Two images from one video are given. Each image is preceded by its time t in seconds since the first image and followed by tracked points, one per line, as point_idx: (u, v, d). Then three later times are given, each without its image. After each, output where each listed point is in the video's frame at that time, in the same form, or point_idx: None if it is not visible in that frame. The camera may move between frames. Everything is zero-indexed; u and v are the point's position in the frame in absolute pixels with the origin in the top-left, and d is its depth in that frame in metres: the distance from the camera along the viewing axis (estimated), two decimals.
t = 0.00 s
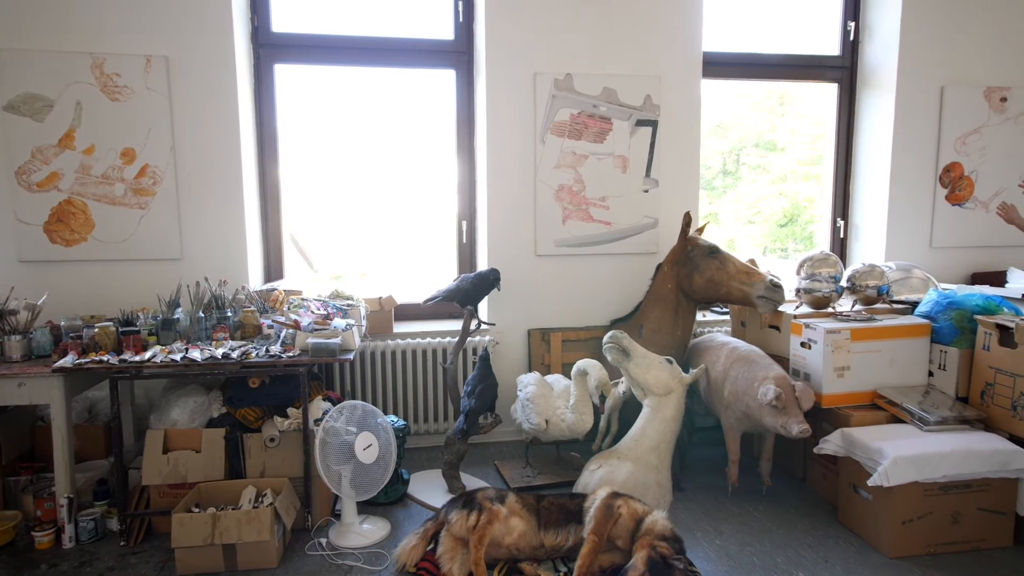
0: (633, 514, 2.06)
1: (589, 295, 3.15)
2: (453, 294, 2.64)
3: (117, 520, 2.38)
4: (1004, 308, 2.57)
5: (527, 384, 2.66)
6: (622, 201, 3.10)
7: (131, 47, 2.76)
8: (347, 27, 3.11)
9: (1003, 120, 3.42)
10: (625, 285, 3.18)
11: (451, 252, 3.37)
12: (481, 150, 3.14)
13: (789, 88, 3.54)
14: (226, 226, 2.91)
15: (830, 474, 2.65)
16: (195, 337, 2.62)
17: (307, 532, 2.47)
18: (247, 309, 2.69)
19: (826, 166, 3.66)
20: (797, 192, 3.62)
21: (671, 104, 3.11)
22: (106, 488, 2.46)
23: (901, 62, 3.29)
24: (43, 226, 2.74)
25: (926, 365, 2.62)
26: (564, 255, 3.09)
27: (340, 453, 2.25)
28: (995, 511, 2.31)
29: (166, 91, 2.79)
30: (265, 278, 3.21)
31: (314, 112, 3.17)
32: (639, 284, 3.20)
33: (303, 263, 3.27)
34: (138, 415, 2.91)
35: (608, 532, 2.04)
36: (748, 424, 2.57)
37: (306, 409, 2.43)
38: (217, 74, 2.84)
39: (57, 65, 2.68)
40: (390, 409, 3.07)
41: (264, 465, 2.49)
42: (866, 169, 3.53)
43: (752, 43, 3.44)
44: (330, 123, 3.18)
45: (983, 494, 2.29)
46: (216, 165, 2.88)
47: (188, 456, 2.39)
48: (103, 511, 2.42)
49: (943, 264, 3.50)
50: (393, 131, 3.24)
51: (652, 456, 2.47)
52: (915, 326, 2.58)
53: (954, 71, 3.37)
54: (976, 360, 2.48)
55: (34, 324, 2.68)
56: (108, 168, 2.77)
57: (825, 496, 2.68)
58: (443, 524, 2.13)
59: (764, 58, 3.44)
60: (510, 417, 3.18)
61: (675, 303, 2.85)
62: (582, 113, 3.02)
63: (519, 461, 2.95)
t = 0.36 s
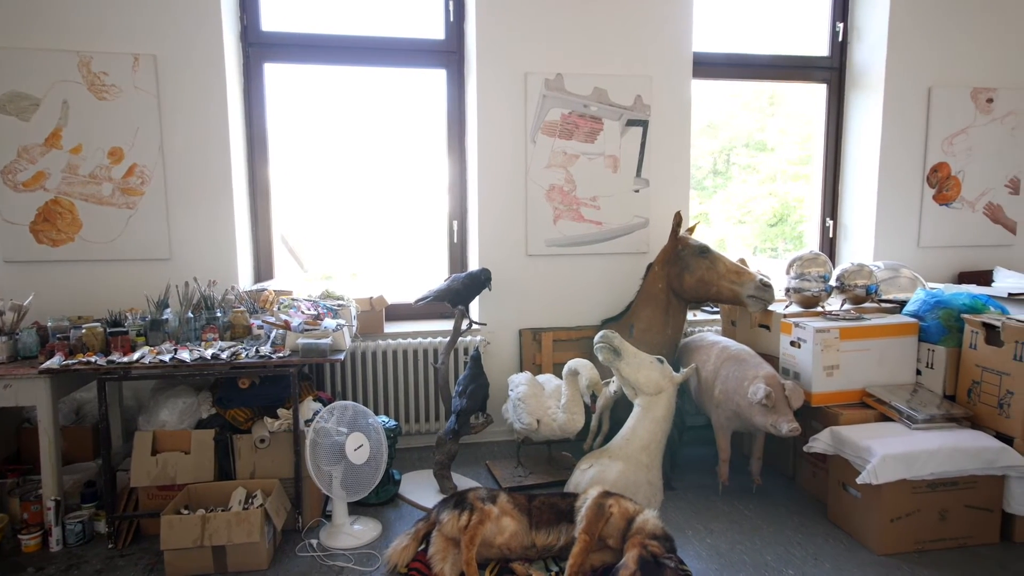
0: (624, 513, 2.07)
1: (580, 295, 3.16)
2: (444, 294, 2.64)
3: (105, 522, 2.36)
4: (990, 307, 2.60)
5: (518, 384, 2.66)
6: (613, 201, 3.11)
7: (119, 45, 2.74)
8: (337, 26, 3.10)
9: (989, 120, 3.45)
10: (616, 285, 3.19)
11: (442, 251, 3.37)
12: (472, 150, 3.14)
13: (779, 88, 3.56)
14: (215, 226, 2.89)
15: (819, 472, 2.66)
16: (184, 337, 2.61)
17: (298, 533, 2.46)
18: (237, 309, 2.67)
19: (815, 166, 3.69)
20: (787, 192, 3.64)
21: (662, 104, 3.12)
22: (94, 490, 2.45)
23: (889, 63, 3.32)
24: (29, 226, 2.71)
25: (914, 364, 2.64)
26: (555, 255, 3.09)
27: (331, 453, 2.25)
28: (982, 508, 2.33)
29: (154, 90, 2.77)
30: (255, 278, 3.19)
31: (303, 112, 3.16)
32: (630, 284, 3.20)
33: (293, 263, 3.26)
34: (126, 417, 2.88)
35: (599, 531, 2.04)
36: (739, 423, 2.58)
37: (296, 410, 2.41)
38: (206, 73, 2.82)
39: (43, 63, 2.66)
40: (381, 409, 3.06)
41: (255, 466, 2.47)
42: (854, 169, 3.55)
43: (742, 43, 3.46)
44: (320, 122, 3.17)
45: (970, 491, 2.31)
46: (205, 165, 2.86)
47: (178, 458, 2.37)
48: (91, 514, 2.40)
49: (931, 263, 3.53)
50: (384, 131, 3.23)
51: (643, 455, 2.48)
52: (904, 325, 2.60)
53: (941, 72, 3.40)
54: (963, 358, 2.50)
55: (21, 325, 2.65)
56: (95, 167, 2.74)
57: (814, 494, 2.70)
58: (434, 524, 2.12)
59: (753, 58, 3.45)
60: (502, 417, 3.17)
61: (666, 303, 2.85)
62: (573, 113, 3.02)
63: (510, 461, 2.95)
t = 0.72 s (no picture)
0: (616, 512, 2.07)
1: (571, 295, 3.16)
2: (435, 294, 2.63)
3: (93, 525, 2.34)
4: (976, 306, 2.63)
5: (509, 384, 2.66)
6: (604, 201, 3.11)
7: (106, 44, 2.71)
8: (326, 25, 3.09)
9: (976, 121, 3.48)
10: (607, 285, 3.19)
11: (433, 251, 3.36)
12: (463, 150, 3.13)
13: (768, 89, 3.58)
14: (205, 225, 2.88)
15: (809, 471, 2.68)
16: (173, 338, 2.59)
17: (288, 534, 2.45)
18: (226, 310, 2.65)
19: (805, 166, 3.71)
20: (777, 192, 3.66)
21: (652, 105, 3.13)
22: (81, 493, 2.42)
23: (877, 64, 3.34)
24: (15, 226, 2.68)
25: (902, 363, 2.66)
26: (545, 254, 3.10)
27: (321, 454, 2.24)
28: (969, 505, 2.35)
29: (142, 90, 2.75)
30: (245, 278, 3.17)
31: (293, 111, 3.14)
32: (621, 284, 3.21)
33: (283, 263, 3.25)
34: (114, 418, 2.86)
35: (591, 530, 2.04)
36: (729, 422, 2.59)
37: (287, 411, 2.40)
38: (194, 73, 2.80)
39: (29, 61, 2.63)
40: (371, 409, 3.05)
41: (244, 467, 2.45)
42: (843, 169, 3.58)
43: (732, 44, 3.47)
44: (310, 122, 3.16)
45: (958, 488, 2.33)
46: (194, 164, 2.84)
47: (166, 459, 2.35)
48: (79, 517, 2.38)
49: (919, 263, 3.56)
50: (375, 131, 3.22)
51: (634, 455, 2.48)
52: (892, 324, 2.62)
53: (928, 74, 3.43)
54: (950, 357, 2.53)
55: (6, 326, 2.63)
56: (82, 167, 2.72)
57: (804, 492, 2.72)
58: (426, 524, 2.11)
59: (743, 59, 3.47)
60: (493, 417, 3.17)
61: (657, 303, 2.86)
62: (563, 113, 3.03)
63: (501, 461, 2.95)
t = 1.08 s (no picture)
0: (607, 511, 2.07)
1: (562, 295, 3.16)
2: (425, 294, 2.63)
3: (80, 528, 2.32)
4: (963, 305, 2.66)
5: (500, 384, 2.66)
6: (594, 201, 3.12)
7: (92, 42, 2.69)
8: (315, 24, 3.07)
9: (962, 122, 3.52)
10: (598, 285, 3.20)
11: (424, 251, 3.35)
12: (453, 150, 3.13)
13: (758, 90, 3.60)
14: (193, 226, 2.86)
15: (798, 469, 2.69)
16: (160, 340, 2.57)
17: (278, 536, 2.43)
18: (215, 310, 2.63)
19: (794, 166, 3.73)
20: (766, 193, 3.68)
21: (642, 105, 3.14)
22: (68, 496, 2.40)
23: (864, 65, 3.37)
24: None
25: (889, 362, 2.69)
26: (536, 254, 3.10)
27: (311, 455, 2.23)
28: (956, 502, 2.37)
29: (129, 88, 2.73)
30: (234, 278, 3.15)
31: (283, 111, 3.13)
32: (612, 283, 3.22)
33: (273, 263, 3.23)
34: (102, 421, 2.84)
35: (582, 530, 2.04)
36: (719, 421, 2.60)
37: (276, 412, 2.39)
38: (182, 72, 2.78)
39: (13, 60, 2.60)
40: (362, 410, 3.04)
41: (234, 468, 2.44)
42: (831, 170, 3.60)
43: (721, 45, 3.49)
44: (299, 121, 3.14)
45: (945, 486, 2.35)
46: (182, 164, 2.82)
47: (154, 461, 2.34)
48: (66, 520, 2.36)
49: (906, 262, 3.59)
50: (365, 131, 3.21)
51: (625, 454, 2.49)
52: (880, 323, 2.64)
53: (915, 75, 3.46)
54: (937, 356, 2.55)
55: None
56: (69, 167, 2.69)
57: (793, 491, 2.73)
58: (416, 525, 2.10)
59: (733, 59, 3.48)
60: (484, 417, 3.17)
61: (647, 302, 2.87)
62: (554, 113, 3.03)
63: (492, 461, 2.95)
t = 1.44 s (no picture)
0: (596, 511, 2.08)
1: (551, 295, 3.16)
2: (414, 294, 2.62)
3: (64, 531, 2.29)
4: (947, 304, 2.69)
5: (490, 384, 2.66)
6: (584, 201, 3.12)
7: (77, 41, 2.66)
8: (304, 24, 3.06)
9: (946, 123, 3.55)
10: (587, 285, 3.20)
11: (413, 251, 3.34)
12: (442, 150, 3.12)
13: (746, 91, 3.62)
14: (180, 226, 2.83)
15: (786, 467, 2.71)
16: (146, 341, 2.54)
17: (267, 538, 2.42)
18: (202, 311, 2.61)
19: (781, 167, 3.76)
20: (754, 193, 3.70)
21: (631, 105, 3.14)
22: (52, 499, 2.37)
23: (850, 67, 3.40)
24: None
25: (876, 361, 2.71)
26: (526, 254, 3.10)
27: (300, 456, 2.22)
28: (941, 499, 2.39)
29: (114, 87, 2.70)
30: (221, 279, 3.13)
31: (270, 111, 3.11)
32: (601, 283, 3.23)
33: (261, 264, 3.21)
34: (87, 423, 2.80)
35: (571, 529, 2.04)
36: (708, 420, 2.61)
37: (265, 413, 2.38)
38: (168, 70, 2.76)
39: None
40: (351, 411, 3.03)
41: (222, 470, 2.42)
42: (818, 170, 3.63)
43: (710, 45, 3.50)
44: (287, 121, 3.13)
45: (930, 483, 2.37)
46: (168, 163, 2.80)
47: (140, 463, 2.32)
48: (49, 523, 2.33)
49: (892, 262, 3.62)
50: (354, 131, 3.20)
51: (614, 453, 2.50)
52: (866, 322, 2.67)
53: (900, 76, 3.49)
54: (923, 354, 2.58)
55: None
56: (52, 166, 2.66)
57: (781, 489, 2.75)
58: (406, 526, 2.09)
59: (721, 60, 3.50)
60: (474, 417, 3.17)
61: (637, 302, 2.88)
62: (543, 113, 3.03)
63: (482, 461, 2.95)
